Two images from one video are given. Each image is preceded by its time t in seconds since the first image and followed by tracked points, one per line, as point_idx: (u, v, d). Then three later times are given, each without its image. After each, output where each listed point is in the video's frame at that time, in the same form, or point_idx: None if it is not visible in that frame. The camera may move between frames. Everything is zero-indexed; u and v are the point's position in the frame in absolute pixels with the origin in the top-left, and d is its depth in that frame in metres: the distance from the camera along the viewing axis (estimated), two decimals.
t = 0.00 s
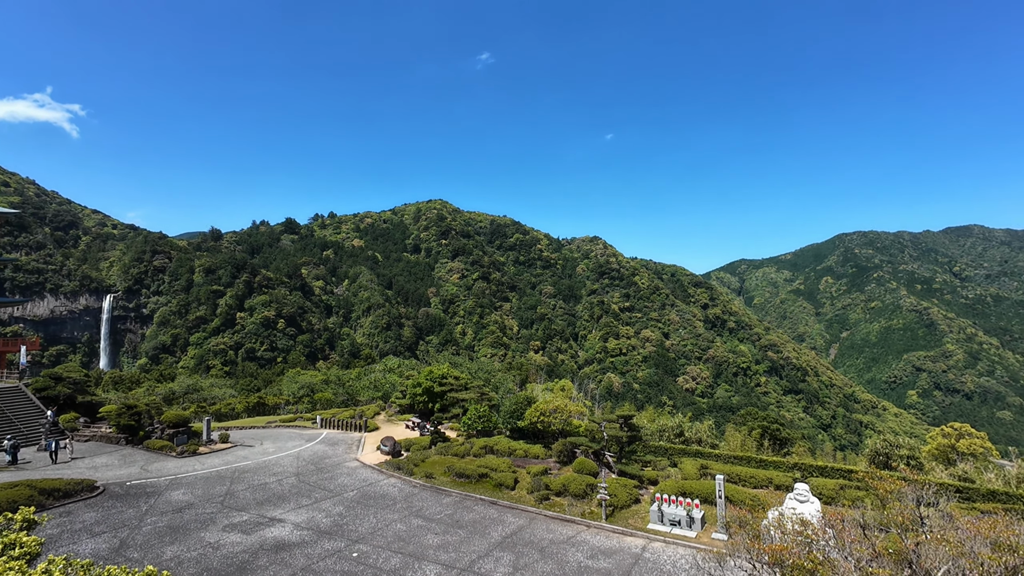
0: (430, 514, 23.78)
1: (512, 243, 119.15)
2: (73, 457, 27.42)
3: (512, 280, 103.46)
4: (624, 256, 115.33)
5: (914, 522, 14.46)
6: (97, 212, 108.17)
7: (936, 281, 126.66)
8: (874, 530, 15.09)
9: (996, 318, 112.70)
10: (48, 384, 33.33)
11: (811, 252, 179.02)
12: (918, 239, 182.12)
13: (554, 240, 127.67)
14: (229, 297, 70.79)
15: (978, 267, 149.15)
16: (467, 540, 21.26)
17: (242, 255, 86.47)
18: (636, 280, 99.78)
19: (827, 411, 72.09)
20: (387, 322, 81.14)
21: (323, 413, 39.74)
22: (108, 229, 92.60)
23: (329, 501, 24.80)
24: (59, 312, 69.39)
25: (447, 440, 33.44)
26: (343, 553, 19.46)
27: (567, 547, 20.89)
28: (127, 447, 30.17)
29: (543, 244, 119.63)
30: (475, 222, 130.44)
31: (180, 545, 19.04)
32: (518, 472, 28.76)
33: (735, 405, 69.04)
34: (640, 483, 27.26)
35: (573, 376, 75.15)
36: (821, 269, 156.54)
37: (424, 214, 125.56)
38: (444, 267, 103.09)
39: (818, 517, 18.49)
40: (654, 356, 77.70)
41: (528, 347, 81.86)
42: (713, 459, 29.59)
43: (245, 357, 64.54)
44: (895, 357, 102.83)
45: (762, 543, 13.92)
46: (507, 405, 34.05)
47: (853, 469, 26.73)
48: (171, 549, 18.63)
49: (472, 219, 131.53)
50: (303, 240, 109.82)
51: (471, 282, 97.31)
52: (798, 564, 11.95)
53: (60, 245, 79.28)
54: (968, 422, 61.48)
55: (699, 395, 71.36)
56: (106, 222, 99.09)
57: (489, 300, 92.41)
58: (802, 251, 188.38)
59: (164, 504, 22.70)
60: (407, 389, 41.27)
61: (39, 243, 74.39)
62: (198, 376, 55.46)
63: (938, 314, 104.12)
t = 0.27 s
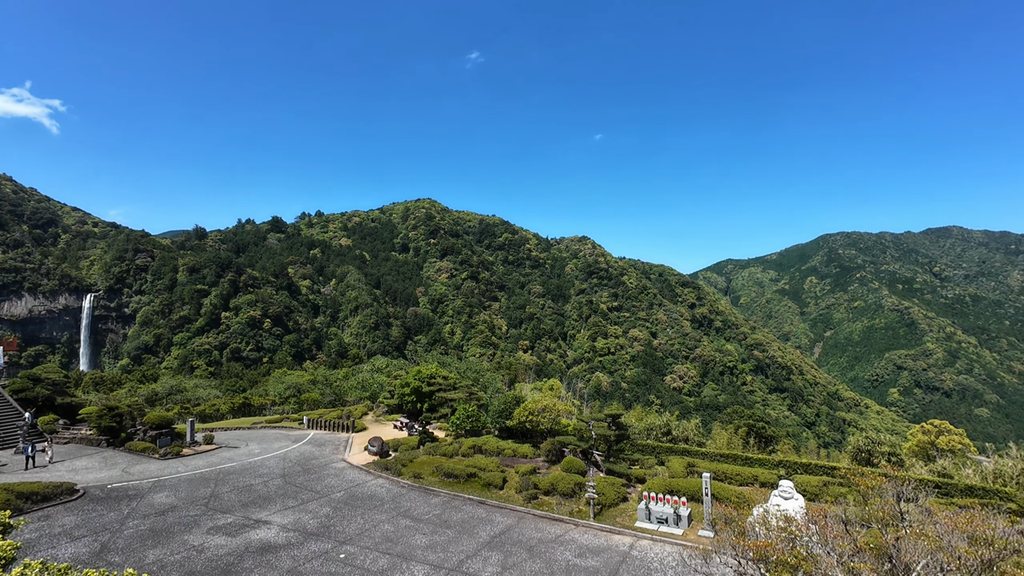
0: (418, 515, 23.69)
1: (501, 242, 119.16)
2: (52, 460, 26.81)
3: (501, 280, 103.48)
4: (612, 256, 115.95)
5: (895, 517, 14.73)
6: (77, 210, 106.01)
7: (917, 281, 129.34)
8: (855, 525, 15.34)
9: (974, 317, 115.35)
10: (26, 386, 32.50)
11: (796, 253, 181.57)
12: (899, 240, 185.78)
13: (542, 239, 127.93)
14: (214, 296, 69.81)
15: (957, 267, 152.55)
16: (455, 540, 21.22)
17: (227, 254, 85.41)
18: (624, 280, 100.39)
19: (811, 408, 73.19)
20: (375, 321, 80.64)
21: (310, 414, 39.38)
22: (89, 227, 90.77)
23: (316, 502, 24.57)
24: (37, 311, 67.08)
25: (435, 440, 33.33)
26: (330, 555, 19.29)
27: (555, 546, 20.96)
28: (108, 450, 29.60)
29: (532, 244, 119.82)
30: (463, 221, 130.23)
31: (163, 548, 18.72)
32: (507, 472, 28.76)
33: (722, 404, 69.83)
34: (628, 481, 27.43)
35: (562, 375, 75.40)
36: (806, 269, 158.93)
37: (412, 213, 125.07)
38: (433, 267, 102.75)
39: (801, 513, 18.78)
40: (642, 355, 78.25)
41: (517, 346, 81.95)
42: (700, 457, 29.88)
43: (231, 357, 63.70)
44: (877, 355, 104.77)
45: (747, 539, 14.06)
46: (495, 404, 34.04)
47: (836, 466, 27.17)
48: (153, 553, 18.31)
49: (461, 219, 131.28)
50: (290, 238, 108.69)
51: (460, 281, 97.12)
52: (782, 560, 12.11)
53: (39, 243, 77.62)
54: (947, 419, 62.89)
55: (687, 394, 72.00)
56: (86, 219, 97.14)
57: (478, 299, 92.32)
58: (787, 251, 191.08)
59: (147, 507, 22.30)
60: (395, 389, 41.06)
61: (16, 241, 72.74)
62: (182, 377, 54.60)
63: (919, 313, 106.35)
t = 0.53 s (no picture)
0: (403, 515, 23.53)
1: (487, 242, 119.05)
2: (25, 464, 26.08)
3: (487, 279, 103.38)
4: (598, 256, 116.61)
5: (871, 512, 15.06)
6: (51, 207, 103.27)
7: (894, 281, 132.46)
8: (833, 520, 15.64)
9: (948, 317, 118.51)
10: None
11: (778, 253, 184.63)
12: (877, 241, 190.00)
13: (528, 239, 128.12)
14: (195, 295, 68.56)
15: (932, 268, 156.53)
16: (440, 540, 21.14)
17: (207, 253, 83.95)
18: (609, 279, 101.05)
19: (792, 407, 74.42)
20: (359, 321, 79.90)
21: (293, 415, 38.91)
22: (63, 224, 88.50)
23: (298, 503, 24.28)
24: (10, 311, 66.15)
25: (421, 440, 33.16)
26: (313, 557, 19.08)
27: (540, 545, 20.99)
28: (83, 453, 28.88)
29: (517, 243, 119.89)
30: (449, 220, 129.79)
31: (140, 553, 18.35)
32: (492, 471, 28.72)
33: (705, 402, 70.71)
34: (613, 479, 27.60)
35: (547, 375, 75.62)
36: (787, 270, 161.75)
37: (398, 212, 124.29)
38: (418, 266, 102.23)
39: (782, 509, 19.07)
40: (627, 355, 78.86)
41: (502, 346, 81.95)
42: (684, 455, 30.23)
43: (211, 357, 62.56)
44: (855, 354, 107.04)
45: (728, 535, 14.24)
46: (481, 404, 33.98)
47: (815, 462, 27.68)
48: (130, 558, 17.92)
49: (447, 218, 130.82)
50: (273, 237, 107.14)
51: (445, 281, 96.80)
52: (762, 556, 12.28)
53: (10, 241, 75.49)
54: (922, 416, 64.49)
55: (671, 393, 72.73)
56: (60, 216, 94.66)
57: (464, 299, 92.10)
58: (769, 252, 194.22)
59: (123, 511, 21.81)
60: (380, 389, 40.75)
61: None
62: (160, 378, 53.46)
63: (895, 313, 108.93)
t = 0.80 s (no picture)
0: (383, 517, 23.31)
1: (469, 241, 118.75)
2: None
3: (469, 279, 103.14)
4: (580, 255, 117.29)
5: (843, 506, 15.45)
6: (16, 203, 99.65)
7: (866, 282, 136.25)
8: (807, 515, 15.99)
9: (917, 316, 122.42)
10: None
11: (755, 254, 188.29)
12: (850, 242, 195.30)
13: (511, 239, 128.19)
14: (168, 294, 66.88)
15: (902, 269, 161.50)
16: (420, 541, 21.01)
17: (182, 251, 81.99)
18: (591, 279, 101.77)
19: (768, 404, 75.97)
20: (339, 320, 78.86)
21: (271, 416, 38.24)
22: (29, 221, 85.47)
23: (276, 506, 23.86)
24: None
25: (401, 440, 32.91)
26: (291, 560, 18.78)
27: (521, 544, 21.03)
28: (49, 457, 27.90)
29: (500, 243, 119.86)
30: (431, 219, 129.11)
31: (110, 559, 17.80)
32: (474, 471, 28.67)
33: (684, 401, 71.71)
34: (593, 478, 27.79)
35: (529, 374, 75.79)
36: (764, 270, 165.11)
37: (379, 211, 123.15)
38: (400, 265, 101.41)
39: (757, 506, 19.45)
40: (608, 354, 79.50)
41: (484, 345, 81.85)
42: (663, 453, 30.60)
43: (186, 358, 61.05)
44: (829, 352, 109.80)
45: (706, 532, 14.45)
46: (462, 404, 33.85)
47: (790, 459, 28.28)
48: (99, 564, 17.38)
49: (429, 217, 130.08)
50: (251, 235, 105.05)
51: (427, 280, 96.23)
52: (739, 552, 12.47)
53: None
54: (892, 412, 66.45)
55: (651, 391, 73.59)
56: (25, 212, 91.39)
57: (446, 298, 91.72)
58: (747, 253, 198.00)
59: (92, 516, 21.14)
60: (360, 389, 40.31)
61: None
62: (132, 379, 52.01)
63: (867, 312, 112.06)
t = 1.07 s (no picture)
0: (359, 519, 23.02)
1: (448, 240, 118.23)
2: None
3: (447, 278, 102.67)
4: (558, 255, 117.95)
5: (811, 500, 15.86)
6: None
7: (834, 283, 140.63)
8: (776, 509, 16.37)
9: (882, 316, 126.96)
10: None
11: (729, 255, 192.51)
12: (819, 244, 201.44)
13: (490, 238, 128.09)
14: (134, 293, 64.69)
15: (868, 270, 167.27)
16: (397, 542, 20.81)
17: (149, 248, 79.42)
18: (569, 279, 102.47)
19: (741, 402, 77.69)
20: (314, 320, 77.45)
21: (243, 417, 37.35)
22: None
23: (248, 510, 23.31)
24: None
25: (378, 441, 32.54)
26: (263, 565, 18.37)
27: (498, 544, 21.02)
28: (5, 463, 26.68)
29: (479, 242, 119.67)
30: (409, 218, 128.07)
31: (70, 568, 17.10)
32: (451, 472, 28.54)
33: (660, 399, 72.81)
34: (570, 476, 27.98)
35: (507, 374, 75.85)
36: (737, 271, 168.86)
37: (356, 209, 121.55)
38: (377, 264, 100.25)
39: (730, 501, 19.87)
40: (586, 353, 80.15)
41: (463, 345, 81.58)
42: (640, 451, 30.99)
43: (153, 359, 59.11)
44: (799, 351, 112.94)
45: (679, 527, 14.66)
46: (440, 404, 33.64)
47: (762, 455, 28.98)
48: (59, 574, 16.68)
49: (407, 215, 128.98)
50: (222, 232, 102.36)
51: (405, 279, 95.39)
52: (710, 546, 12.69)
53: None
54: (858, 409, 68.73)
55: (628, 390, 74.50)
56: None
57: (424, 298, 91.09)
58: (721, 254, 202.24)
59: (52, 524, 20.29)
60: (335, 390, 39.71)
61: None
62: (95, 381, 50.12)
63: (835, 313, 115.66)
